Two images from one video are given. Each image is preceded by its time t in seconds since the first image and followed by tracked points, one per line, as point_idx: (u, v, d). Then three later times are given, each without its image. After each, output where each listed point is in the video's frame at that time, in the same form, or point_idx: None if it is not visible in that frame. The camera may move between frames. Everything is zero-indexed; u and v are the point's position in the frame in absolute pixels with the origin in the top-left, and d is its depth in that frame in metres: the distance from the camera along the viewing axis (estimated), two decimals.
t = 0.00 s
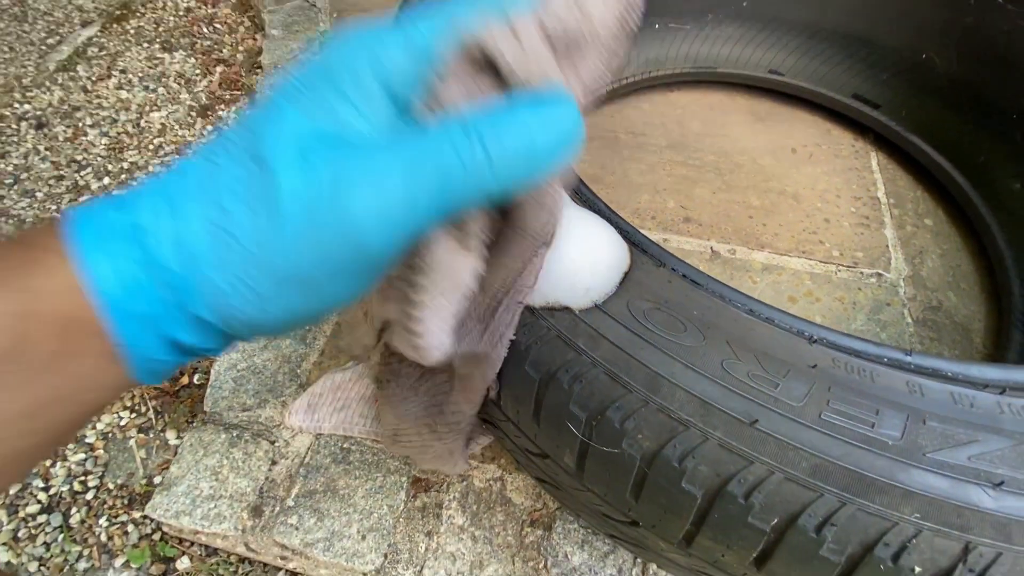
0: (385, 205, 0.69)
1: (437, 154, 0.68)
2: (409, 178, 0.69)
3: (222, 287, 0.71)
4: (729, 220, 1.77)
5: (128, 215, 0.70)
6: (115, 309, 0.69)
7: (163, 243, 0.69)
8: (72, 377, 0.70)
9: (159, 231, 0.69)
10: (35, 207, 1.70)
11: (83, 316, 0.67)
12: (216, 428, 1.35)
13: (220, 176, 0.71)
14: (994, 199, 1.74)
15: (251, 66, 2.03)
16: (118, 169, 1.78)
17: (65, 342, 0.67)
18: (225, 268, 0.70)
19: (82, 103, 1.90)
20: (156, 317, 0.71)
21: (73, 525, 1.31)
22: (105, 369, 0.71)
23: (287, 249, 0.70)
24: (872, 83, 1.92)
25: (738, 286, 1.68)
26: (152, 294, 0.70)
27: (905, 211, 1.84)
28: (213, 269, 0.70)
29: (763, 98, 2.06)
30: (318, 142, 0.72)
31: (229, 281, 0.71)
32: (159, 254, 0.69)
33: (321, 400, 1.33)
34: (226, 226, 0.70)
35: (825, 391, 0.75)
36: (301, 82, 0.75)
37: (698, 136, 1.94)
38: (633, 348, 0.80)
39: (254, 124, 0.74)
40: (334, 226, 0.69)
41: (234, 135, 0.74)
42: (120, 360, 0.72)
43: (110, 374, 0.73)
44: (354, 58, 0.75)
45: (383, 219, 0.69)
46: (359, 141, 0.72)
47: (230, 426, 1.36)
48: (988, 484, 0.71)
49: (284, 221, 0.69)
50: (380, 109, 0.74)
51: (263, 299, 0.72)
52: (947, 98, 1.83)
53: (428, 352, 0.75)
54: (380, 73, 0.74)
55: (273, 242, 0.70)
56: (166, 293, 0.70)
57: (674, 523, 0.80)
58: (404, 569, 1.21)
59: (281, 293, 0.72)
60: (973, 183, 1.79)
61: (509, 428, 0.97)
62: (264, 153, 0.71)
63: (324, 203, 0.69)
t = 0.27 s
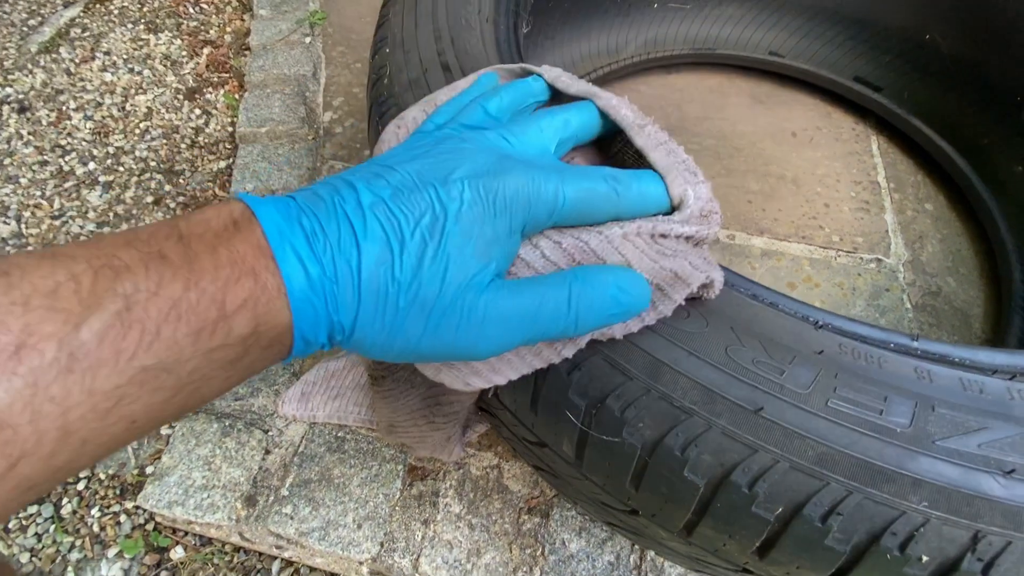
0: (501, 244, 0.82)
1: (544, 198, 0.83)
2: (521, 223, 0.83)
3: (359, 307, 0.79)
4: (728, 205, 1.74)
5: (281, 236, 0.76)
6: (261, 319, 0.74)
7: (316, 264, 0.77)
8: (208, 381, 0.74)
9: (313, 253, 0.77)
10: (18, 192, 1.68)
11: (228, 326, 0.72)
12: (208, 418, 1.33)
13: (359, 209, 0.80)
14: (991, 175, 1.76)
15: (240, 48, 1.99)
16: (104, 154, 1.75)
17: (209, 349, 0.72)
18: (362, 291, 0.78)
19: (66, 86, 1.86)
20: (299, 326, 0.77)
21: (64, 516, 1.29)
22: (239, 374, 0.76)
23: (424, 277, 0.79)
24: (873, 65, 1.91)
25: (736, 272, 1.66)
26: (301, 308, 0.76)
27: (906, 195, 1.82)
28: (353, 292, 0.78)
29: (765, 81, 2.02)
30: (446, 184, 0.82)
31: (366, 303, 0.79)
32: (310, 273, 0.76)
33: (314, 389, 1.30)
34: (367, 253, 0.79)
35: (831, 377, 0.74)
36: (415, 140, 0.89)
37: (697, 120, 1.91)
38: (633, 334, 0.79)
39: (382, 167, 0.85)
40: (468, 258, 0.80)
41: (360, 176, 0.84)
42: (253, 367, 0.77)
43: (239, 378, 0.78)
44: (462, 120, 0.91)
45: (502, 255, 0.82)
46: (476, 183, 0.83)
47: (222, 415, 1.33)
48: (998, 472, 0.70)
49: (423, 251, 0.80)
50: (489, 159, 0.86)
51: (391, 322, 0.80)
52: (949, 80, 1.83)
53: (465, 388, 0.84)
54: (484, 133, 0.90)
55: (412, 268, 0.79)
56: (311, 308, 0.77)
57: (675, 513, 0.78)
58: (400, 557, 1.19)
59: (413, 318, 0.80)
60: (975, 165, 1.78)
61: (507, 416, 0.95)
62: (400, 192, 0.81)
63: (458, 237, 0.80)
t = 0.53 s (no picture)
0: (519, 261, 0.78)
1: (554, 207, 0.78)
2: (536, 235, 0.79)
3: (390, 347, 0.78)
4: (730, 196, 1.72)
5: (303, 283, 0.76)
6: (304, 359, 0.76)
7: (341, 308, 0.76)
8: (255, 419, 0.76)
9: (336, 296, 0.76)
10: (4, 183, 1.64)
11: (275, 366, 0.74)
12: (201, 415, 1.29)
13: (375, 245, 0.78)
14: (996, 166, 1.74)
15: (230, 35, 1.95)
16: (91, 144, 1.71)
17: (256, 389, 0.74)
18: (390, 329, 0.77)
19: (51, 74, 1.82)
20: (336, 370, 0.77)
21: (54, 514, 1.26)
22: (285, 411, 0.78)
23: (446, 309, 0.77)
24: (876, 53, 1.90)
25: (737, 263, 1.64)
26: (335, 353, 0.76)
27: (909, 186, 1.80)
28: (381, 331, 0.77)
29: (766, 69, 1.99)
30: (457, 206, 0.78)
31: (396, 341, 0.78)
32: (336, 318, 0.76)
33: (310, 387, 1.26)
34: (390, 290, 0.77)
35: (845, 378, 0.74)
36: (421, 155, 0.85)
37: (698, 109, 1.88)
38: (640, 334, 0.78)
39: (393, 193, 0.81)
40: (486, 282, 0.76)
41: (372, 207, 0.81)
42: (298, 404, 0.79)
43: (283, 415, 0.79)
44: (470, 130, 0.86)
45: (521, 271, 0.78)
46: (488, 200, 0.78)
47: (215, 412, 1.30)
48: (1017, 476, 0.70)
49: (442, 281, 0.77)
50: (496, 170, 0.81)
51: (422, 357, 0.79)
52: (954, 69, 1.82)
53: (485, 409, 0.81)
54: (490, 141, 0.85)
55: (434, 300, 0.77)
56: (343, 353, 0.77)
57: (682, 516, 0.77)
58: (399, 555, 1.17)
59: (442, 351, 0.78)
60: (978, 155, 1.77)
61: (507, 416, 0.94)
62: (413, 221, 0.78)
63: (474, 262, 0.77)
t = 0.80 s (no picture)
0: (538, 268, 0.75)
1: (569, 207, 0.76)
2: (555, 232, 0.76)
3: (419, 370, 0.77)
4: (733, 194, 1.70)
5: (320, 314, 0.75)
6: (329, 389, 0.74)
7: (363, 337, 0.75)
8: (278, 454, 0.74)
9: (355, 324, 0.75)
10: None
11: (297, 398, 0.72)
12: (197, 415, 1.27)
13: (388, 268, 0.77)
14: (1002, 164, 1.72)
15: (225, 28, 1.92)
16: (84, 139, 1.68)
17: (279, 422, 0.72)
18: (416, 352, 0.76)
19: (43, 68, 1.79)
20: (366, 401, 0.77)
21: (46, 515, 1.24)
22: (309, 445, 0.76)
23: (468, 327, 0.75)
24: (879, 49, 1.88)
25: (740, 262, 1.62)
26: (364, 383, 0.76)
27: (912, 183, 1.78)
28: (407, 355, 0.76)
29: (768, 65, 1.98)
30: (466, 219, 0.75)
31: (423, 364, 0.77)
32: (360, 347, 0.75)
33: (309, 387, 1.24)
34: (410, 313, 0.76)
35: (862, 383, 0.73)
36: (419, 164, 0.81)
37: (700, 105, 1.85)
38: (649, 337, 0.76)
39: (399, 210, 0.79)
40: (504, 294, 0.73)
41: (380, 228, 0.79)
42: (322, 437, 0.77)
43: (305, 450, 0.77)
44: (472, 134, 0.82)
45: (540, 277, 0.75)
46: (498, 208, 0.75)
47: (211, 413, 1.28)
48: None
49: (459, 299, 0.75)
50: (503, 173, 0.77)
51: (453, 378, 0.78)
52: (958, 65, 1.80)
53: (512, 417, 0.79)
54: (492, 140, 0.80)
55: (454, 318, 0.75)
56: (373, 381, 0.76)
57: (691, 523, 0.76)
58: (399, 558, 1.15)
59: (470, 370, 0.77)
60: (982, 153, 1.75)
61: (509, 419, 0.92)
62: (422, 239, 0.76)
63: (489, 275, 0.73)
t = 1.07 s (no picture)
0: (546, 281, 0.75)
1: (577, 218, 0.77)
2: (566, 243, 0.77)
3: (434, 392, 0.78)
4: (734, 199, 1.70)
5: (329, 342, 0.75)
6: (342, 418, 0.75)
7: (375, 363, 0.76)
8: (293, 486, 0.74)
9: (367, 349, 0.76)
10: None
11: (309, 429, 0.72)
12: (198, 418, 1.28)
13: (395, 293, 0.77)
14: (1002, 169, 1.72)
15: (225, 30, 1.91)
16: (84, 141, 1.68)
17: (292, 454, 0.72)
18: (430, 372, 0.77)
19: (43, 69, 1.79)
20: (382, 429, 0.77)
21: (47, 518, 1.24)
22: (324, 476, 0.76)
23: (480, 346, 0.75)
24: (880, 53, 1.88)
25: (740, 267, 1.62)
26: (378, 410, 0.76)
27: (913, 188, 1.78)
28: (421, 377, 0.77)
29: (768, 68, 1.98)
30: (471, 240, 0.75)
31: (438, 385, 0.77)
32: (374, 372, 0.75)
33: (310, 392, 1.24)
34: (421, 336, 0.76)
35: (864, 396, 0.73)
36: (418, 184, 0.81)
37: (701, 108, 1.86)
38: (652, 349, 0.76)
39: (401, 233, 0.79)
40: (515, 311, 0.74)
41: (383, 254, 0.79)
42: (338, 466, 0.77)
43: (319, 481, 0.77)
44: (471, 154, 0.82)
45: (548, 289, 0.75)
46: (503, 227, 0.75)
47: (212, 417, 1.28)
48: None
49: (470, 319, 0.75)
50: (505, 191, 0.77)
51: (469, 398, 0.78)
52: (959, 70, 1.81)
53: (532, 424, 0.78)
54: (490, 156, 0.80)
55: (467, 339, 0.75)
56: (389, 407, 0.77)
57: (693, 534, 0.77)
58: (400, 563, 1.16)
59: (486, 389, 0.77)
60: (983, 157, 1.75)
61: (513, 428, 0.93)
62: (427, 262, 0.76)
63: (498, 293, 0.74)
